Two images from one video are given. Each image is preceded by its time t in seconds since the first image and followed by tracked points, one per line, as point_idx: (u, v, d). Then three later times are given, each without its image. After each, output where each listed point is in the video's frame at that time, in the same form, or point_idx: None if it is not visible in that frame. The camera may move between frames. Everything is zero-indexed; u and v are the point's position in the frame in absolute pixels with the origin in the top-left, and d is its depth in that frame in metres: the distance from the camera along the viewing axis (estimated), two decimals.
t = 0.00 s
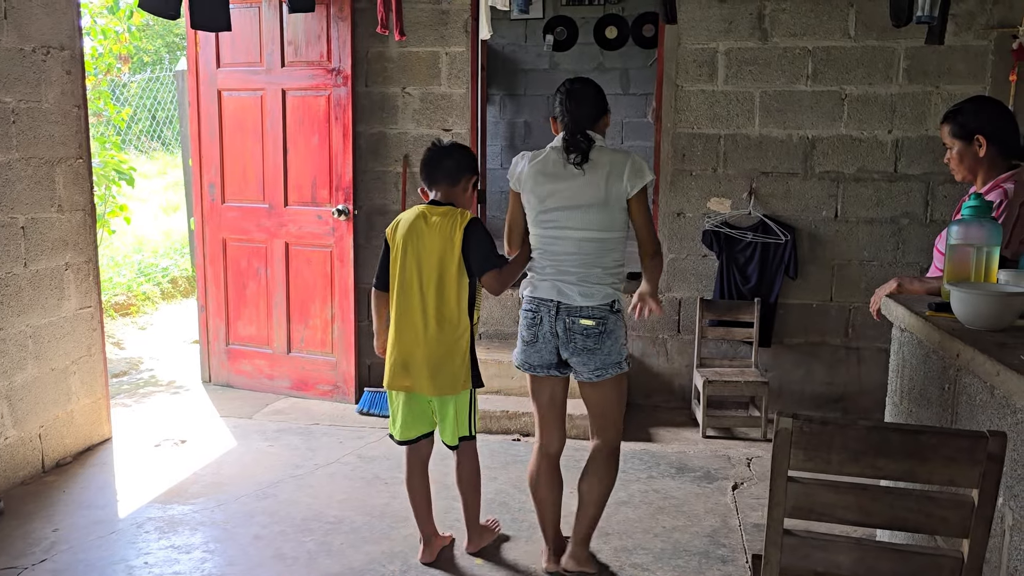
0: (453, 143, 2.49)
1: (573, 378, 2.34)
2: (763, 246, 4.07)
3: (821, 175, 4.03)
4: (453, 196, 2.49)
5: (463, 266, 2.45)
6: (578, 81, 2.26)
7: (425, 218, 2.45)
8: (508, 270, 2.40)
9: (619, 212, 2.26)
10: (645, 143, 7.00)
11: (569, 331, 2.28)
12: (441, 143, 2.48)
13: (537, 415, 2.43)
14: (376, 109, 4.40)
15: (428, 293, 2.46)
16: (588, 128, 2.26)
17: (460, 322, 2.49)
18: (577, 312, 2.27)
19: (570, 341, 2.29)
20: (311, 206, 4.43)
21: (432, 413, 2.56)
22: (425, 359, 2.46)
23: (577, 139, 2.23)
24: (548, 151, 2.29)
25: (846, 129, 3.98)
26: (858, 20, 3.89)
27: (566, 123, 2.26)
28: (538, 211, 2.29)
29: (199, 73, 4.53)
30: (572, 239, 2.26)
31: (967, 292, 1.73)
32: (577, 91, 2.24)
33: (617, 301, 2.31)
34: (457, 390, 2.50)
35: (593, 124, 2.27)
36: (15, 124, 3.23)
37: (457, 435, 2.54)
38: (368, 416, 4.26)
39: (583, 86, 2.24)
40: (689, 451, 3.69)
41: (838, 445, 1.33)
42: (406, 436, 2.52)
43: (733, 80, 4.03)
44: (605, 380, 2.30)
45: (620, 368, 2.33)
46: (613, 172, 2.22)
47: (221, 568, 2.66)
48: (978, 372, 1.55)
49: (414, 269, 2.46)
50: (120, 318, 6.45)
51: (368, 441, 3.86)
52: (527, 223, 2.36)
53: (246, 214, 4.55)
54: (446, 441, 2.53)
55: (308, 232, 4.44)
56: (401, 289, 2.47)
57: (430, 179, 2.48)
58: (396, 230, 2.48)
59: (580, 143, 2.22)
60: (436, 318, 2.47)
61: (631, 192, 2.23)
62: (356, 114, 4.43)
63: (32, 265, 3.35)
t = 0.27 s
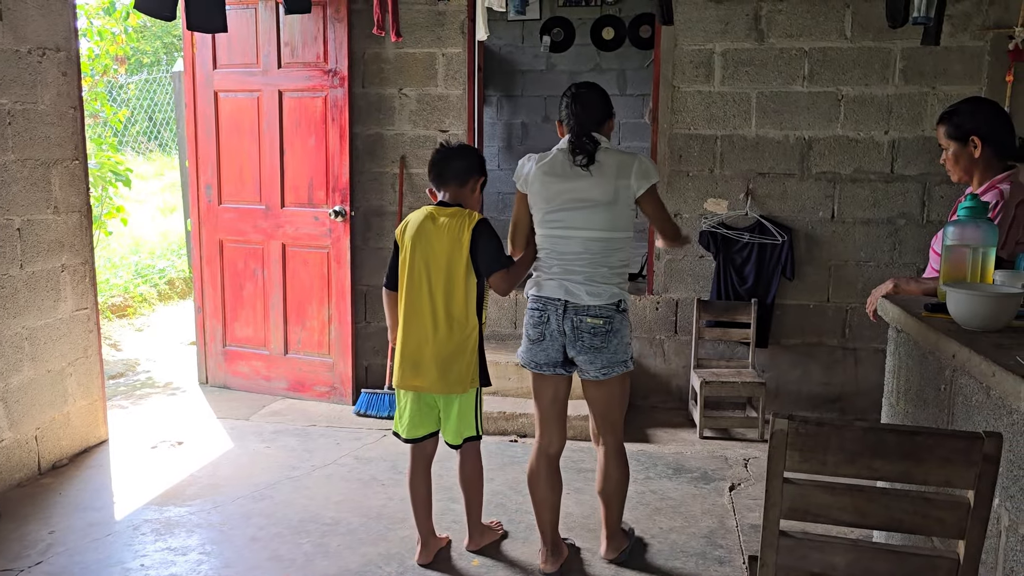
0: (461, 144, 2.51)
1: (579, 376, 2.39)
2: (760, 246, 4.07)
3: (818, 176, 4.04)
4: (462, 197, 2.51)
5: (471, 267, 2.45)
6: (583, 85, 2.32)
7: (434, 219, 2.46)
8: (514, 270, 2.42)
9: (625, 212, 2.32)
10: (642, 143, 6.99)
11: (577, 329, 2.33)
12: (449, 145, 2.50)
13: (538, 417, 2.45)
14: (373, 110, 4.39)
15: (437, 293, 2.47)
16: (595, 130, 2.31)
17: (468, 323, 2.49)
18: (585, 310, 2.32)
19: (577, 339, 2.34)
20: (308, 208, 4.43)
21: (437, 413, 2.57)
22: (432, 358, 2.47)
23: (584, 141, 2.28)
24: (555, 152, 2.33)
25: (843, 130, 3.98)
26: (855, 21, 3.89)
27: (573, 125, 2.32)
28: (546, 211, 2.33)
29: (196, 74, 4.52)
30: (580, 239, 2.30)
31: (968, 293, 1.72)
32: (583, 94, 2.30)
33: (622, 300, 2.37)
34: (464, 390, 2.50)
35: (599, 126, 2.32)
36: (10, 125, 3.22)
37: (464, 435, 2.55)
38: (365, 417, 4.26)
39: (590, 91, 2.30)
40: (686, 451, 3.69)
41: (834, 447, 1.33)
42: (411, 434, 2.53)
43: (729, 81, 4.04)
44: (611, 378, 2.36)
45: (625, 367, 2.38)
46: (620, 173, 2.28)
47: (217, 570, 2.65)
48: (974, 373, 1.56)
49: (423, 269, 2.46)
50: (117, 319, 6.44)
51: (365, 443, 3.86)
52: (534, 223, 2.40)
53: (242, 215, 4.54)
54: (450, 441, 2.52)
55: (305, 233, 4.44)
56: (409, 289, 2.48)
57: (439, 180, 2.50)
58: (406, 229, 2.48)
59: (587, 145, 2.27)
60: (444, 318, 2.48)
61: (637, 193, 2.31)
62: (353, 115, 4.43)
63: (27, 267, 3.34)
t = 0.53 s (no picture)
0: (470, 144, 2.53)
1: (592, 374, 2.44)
2: (758, 247, 4.08)
3: (816, 176, 4.04)
4: (470, 197, 2.53)
5: (480, 266, 2.48)
6: (599, 88, 2.34)
7: (443, 219, 2.48)
8: (521, 270, 2.46)
9: (639, 216, 2.38)
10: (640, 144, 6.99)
11: (593, 329, 2.38)
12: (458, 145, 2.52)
13: (543, 415, 2.48)
14: (370, 111, 4.39)
15: (446, 292, 2.50)
16: (610, 133, 2.34)
17: (477, 321, 2.53)
18: (601, 311, 2.37)
19: (594, 339, 2.38)
20: (305, 209, 4.43)
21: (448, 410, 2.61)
22: (443, 357, 2.51)
23: (601, 144, 2.31)
24: (571, 153, 2.35)
25: (840, 130, 3.99)
26: (852, 22, 3.90)
27: (588, 128, 2.34)
28: (562, 213, 2.36)
29: (193, 75, 4.51)
30: (596, 241, 2.35)
31: (963, 294, 1.73)
32: (599, 98, 2.32)
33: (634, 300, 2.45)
34: (474, 388, 2.54)
35: (613, 128, 2.35)
36: (7, 127, 3.22)
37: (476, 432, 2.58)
38: (363, 419, 4.25)
39: (604, 93, 2.33)
40: (684, 452, 3.69)
41: (831, 448, 1.32)
42: (423, 430, 2.58)
43: (727, 82, 4.04)
44: (625, 376, 2.42)
45: (636, 365, 2.46)
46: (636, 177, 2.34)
47: (215, 571, 2.65)
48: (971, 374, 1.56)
49: (432, 268, 2.49)
50: (114, 321, 6.43)
51: (363, 444, 3.86)
52: (548, 223, 2.42)
53: (240, 216, 4.54)
54: (462, 438, 2.56)
55: (303, 234, 4.44)
56: (419, 288, 2.51)
57: (448, 179, 2.53)
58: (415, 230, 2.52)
59: (604, 148, 2.30)
60: (454, 316, 2.51)
61: (650, 197, 2.38)
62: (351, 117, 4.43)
63: (25, 268, 3.33)
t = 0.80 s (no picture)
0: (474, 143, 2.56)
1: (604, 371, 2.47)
2: (757, 248, 4.08)
3: (814, 177, 4.04)
4: (477, 197, 2.57)
5: (488, 266, 2.53)
6: (609, 89, 2.39)
7: (451, 219, 2.53)
8: (533, 268, 2.49)
9: (648, 215, 2.44)
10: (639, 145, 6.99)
11: (606, 326, 2.42)
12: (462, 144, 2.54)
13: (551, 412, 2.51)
14: (369, 112, 4.39)
15: (454, 292, 2.55)
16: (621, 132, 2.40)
17: (485, 321, 2.57)
18: (613, 308, 2.41)
19: (606, 335, 2.42)
20: (304, 210, 4.43)
21: (456, 407, 2.64)
22: (452, 356, 2.55)
23: (614, 143, 2.37)
24: (583, 154, 2.41)
25: (839, 131, 3.99)
26: (851, 23, 3.90)
27: (600, 128, 2.39)
28: (575, 211, 2.40)
29: (192, 77, 4.51)
30: (607, 240, 2.39)
31: (960, 296, 1.73)
32: (609, 98, 2.37)
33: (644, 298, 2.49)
34: (482, 386, 2.58)
35: (623, 128, 2.40)
36: (5, 128, 3.21)
37: (484, 430, 2.61)
38: (362, 420, 4.25)
39: (616, 94, 2.38)
40: (683, 453, 3.69)
41: (829, 450, 1.32)
42: (432, 427, 2.62)
43: (726, 82, 4.04)
44: (637, 371, 2.46)
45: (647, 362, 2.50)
46: (647, 177, 2.40)
47: (213, 574, 2.65)
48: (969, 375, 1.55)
49: (440, 268, 2.54)
50: (113, 323, 6.43)
51: (361, 445, 3.86)
52: (559, 222, 2.46)
53: (239, 218, 4.54)
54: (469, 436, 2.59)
55: (302, 236, 4.43)
56: (427, 288, 2.56)
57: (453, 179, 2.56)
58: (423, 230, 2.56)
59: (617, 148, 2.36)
60: (462, 316, 2.56)
61: (659, 197, 2.45)
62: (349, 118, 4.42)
63: (22, 270, 3.33)
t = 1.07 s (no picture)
0: (473, 142, 2.55)
1: (611, 369, 2.48)
2: (755, 249, 4.08)
3: (812, 177, 4.04)
4: (478, 197, 2.58)
5: (493, 266, 2.54)
6: (610, 90, 2.41)
7: (456, 219, 2.54)
8: (539, 267, 2.50)
9: (654, 214, 2.46)
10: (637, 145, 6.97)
11: (615, 325, 2.43)
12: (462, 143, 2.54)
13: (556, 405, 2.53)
14: (367, 113, 4.39)
15: (459, 291, 2.56)
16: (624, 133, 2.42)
17: (490, 320, 2.58)
18: (623, 307, 2.42)
19: (615, 334, 2.43)
20: (302, 211, 4.42)
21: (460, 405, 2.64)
22: (457, 354, 2.55)
23: (618, 145, 2.38)
24: (589, 155, 2.42)
25: (836, 132, 3.99)
26: (848, 23, 3.90)
27: (603, 129, 2.41)
28: (583, 212, 2.42)
29: (190, 78, 4.51)
30: (616, 240, 2.41)
31: (957, 296, 1.73)
32: (611, 99, 2.40)
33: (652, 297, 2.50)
34: (488, 385, 2.58)
35: (625, 129, 2.42)
36: (3, 130, 3.21)
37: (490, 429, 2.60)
38: (360, 421, 4.25)
39: (616, 94, 2.41)
40: (682, 454, 3.69)
41: (827, 451, 1.32)
42: (436, 423, 2.63)
43: (724, 83, 4.04)
44: (644, 370, 2.46)
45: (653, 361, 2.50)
46: (652, 176, 2.42)
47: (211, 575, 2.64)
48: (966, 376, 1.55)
49: (445, 267, 2.55)
50: (111, 324, 6.42)
51: (360, 447, 3.85)
52: (566, 223, 2.48)
53: (238, 219, 4.54)
54: (473, 434, 2.58)
55: (300, 237, 4.43)
56: (432, 287, 2.57)
57: (454, 180, 2.57)
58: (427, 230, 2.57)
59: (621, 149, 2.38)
60: (467, 315, 2.57)
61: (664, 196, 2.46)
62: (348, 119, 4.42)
63: (20, 271, 3.33)
